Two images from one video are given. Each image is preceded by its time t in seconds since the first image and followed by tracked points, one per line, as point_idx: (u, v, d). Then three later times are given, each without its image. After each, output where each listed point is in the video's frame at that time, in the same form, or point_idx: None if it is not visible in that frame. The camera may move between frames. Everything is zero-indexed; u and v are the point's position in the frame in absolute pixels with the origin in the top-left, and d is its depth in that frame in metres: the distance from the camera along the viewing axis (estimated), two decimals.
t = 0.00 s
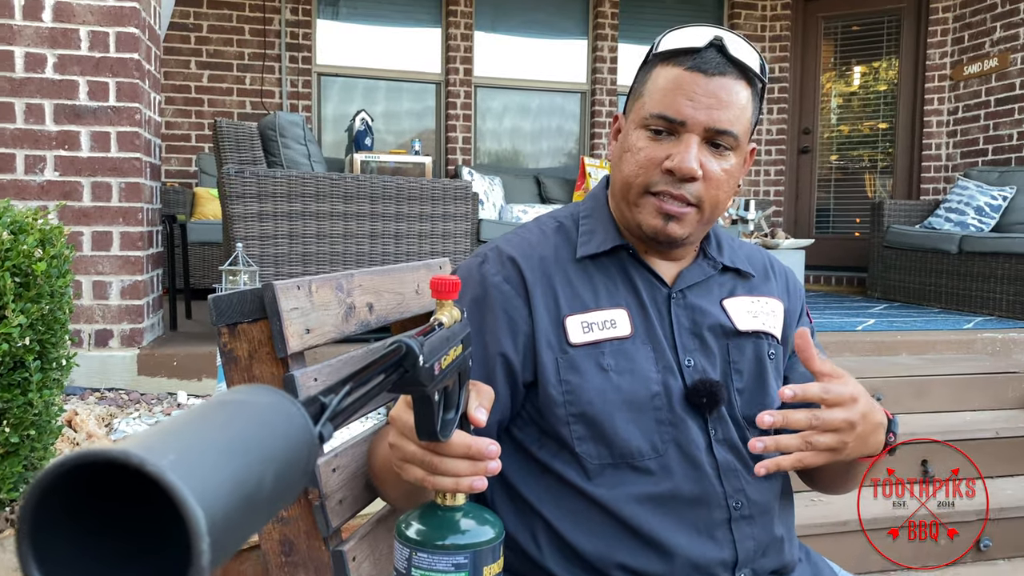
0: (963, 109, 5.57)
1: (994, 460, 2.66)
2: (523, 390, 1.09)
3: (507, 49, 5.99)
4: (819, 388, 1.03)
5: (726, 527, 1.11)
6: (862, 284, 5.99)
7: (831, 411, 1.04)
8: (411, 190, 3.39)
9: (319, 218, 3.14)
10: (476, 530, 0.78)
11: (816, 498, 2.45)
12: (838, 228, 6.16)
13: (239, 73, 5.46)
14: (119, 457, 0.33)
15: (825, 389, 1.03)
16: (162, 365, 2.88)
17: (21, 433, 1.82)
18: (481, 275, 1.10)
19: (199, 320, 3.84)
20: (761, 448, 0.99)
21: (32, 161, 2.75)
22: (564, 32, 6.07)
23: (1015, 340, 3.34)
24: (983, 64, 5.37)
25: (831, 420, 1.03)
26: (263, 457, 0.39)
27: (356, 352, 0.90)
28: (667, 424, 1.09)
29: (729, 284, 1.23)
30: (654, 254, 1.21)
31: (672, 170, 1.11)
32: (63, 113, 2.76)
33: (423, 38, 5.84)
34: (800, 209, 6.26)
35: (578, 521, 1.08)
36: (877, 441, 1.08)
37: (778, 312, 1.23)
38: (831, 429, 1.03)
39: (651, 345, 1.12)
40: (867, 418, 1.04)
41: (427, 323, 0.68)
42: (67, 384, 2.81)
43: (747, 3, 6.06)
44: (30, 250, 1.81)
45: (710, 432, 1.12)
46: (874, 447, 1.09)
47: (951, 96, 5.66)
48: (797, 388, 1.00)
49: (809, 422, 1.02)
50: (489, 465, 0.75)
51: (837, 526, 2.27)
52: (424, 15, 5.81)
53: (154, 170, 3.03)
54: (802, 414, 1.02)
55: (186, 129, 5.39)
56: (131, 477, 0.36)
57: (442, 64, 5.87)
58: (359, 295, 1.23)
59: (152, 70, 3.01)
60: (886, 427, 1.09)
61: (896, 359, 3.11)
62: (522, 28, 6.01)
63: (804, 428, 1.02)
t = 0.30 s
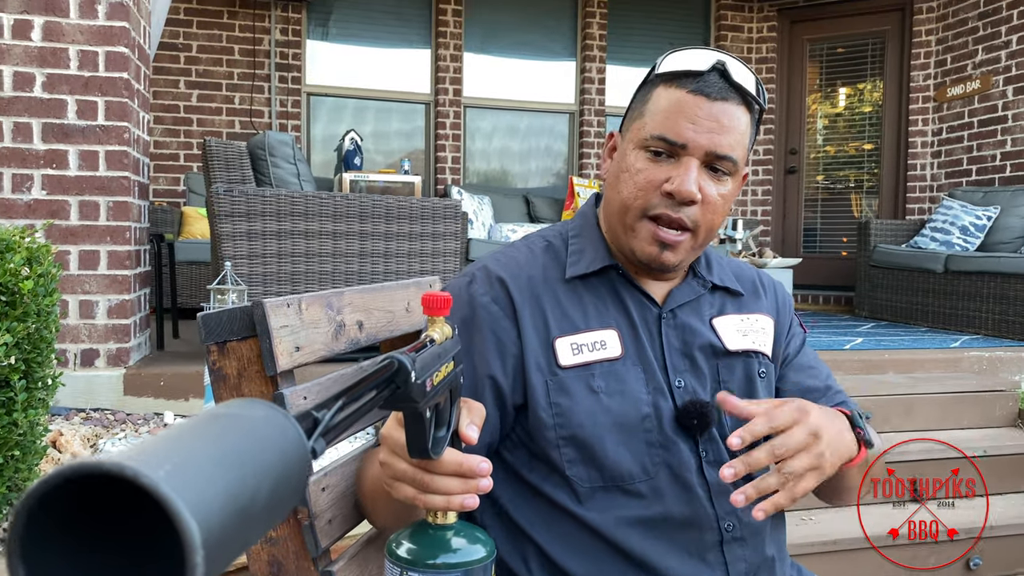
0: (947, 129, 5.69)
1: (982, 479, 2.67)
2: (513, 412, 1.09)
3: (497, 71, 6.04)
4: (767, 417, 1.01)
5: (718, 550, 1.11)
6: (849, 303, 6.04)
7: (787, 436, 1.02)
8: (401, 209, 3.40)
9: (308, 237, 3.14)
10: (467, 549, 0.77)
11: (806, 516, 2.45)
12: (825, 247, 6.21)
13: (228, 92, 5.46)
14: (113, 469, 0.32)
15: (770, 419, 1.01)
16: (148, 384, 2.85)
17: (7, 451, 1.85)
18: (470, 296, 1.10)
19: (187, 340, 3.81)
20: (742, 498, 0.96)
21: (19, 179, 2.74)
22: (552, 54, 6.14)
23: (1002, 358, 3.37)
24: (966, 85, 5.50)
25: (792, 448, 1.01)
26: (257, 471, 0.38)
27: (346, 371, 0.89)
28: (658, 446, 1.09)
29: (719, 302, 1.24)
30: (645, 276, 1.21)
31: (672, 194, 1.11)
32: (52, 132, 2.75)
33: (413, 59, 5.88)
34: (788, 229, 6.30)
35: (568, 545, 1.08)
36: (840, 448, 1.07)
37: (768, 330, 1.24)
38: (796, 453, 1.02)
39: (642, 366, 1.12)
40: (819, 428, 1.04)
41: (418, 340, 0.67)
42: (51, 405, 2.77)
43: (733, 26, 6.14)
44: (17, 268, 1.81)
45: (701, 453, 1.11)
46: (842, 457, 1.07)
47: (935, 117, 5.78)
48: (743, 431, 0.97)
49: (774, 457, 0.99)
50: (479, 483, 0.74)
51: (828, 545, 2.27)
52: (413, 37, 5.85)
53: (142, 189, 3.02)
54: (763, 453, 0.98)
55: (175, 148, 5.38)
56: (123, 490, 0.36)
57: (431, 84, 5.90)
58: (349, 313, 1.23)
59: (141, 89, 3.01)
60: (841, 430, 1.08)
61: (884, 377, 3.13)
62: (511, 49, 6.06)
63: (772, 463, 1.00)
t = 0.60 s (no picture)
0: (938, 141, 5.74)
1: (978, 486, 2.67)
2: (501, 424, 1.10)
3: (491, 83, 6.07)
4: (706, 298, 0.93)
5: (712, 558, 1.10)
6: (843, 314, 6.05)
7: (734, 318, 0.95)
8: (396, 221, 3.40)
9: (302, 248, 3.13)
10: (465, 560, 0.77)
11: (802, 527, 2.44)
12: (818, 259, 6.24)
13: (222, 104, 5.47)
14: (119, 474, 0.32)
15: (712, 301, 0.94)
16: (142, 397, 2.82)
17: None
18: (453, 309, 1.11)
19: (180, 352, 3.79)
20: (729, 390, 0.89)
21: (13, 191, 2.73)
22: (546, 67, 6.18)
23: (994, 369, 3.38)
24: (957, 98, 5.55)
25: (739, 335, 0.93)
26: (263, 476, 0.38)
27: (338, 382, 0.89)
28: (648, 454, 1.09)
29: (710, 302, 1.24)
30: (628, 282, 1.21)
31: (640, 196, 1.10)
32: (45, 144, 2.74)
33: (407, 71, 5.91)
34: (781, 240, 6.33)
35: (560, 558, 1.07)
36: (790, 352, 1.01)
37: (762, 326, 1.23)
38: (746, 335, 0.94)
39: (629, 372, 1.12)
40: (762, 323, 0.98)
41: (417, 349, 0.67)
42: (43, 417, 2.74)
43: (726, 38, 6.19)
44: (11, 280, 1.83)
45: (694, 461, 1.12)
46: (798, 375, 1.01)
47: (926, 129, 5.83)
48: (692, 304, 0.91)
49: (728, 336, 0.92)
50: (479, 493, 0.74)
51: (823, 557, 2.26)
52: (408, 49, 5.88)
53: (136, 201, 3.02)
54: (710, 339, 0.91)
55: (169, 160, 5.38)
56: (132, 494, 0.36)
57: (425, 96, 5.93)
58: (345, 322, 1.22)
59: (136, 100, 3.01)
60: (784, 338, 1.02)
61: (878, 387, 3.14)
62: (505, 61, 6.10)
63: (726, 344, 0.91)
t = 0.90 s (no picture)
0: (934, 148, 5.77)
1: (977, 486, 2.67)
2: (490, 433, 1.10)
3: (488, 90, 6.09)
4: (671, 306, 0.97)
5: (704, 567, 1.10)
6: (841, 320, 6.06)
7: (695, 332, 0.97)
8: (393, 227, 3.40)
9: (300, 255, 3.13)
10: (462, 563, 0.76)
11: (799, 534, 2.44)
12: (814, 265, 6.25)
13: (219, 111, 5.48)
14: (127, 469, 0.32)
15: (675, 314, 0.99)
16: (139, 403, 2.81)
17: None
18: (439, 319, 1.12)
19: (178, 358, 3.78)
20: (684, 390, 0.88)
21: (10, 198, 2.73)
22: (543, 74, 6.20)
23: (990, 375, 3.38)
24: (952, 105, 5.58)
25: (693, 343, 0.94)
26: (265, 476, 0.38)
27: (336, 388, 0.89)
28: (637, 462, 1.08)
29: (701, 303, 1.24)
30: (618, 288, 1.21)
31: (623, 208, 1.11)
32: (43, 150, 2.74)
33: (405, 79, 5.93)
34: (777, 247, 6.35)
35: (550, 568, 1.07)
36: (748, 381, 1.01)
37: (751, 330, 1.22)
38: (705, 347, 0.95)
39: (617, 380, 1.12)
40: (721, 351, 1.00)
41: (417, 352, 0.68)
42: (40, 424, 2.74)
43: (722, 46, 6.22)
44: (9, 286, 1.84)
45: (682, 470, 1.11)
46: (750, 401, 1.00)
47: (922, 136, 5.87)
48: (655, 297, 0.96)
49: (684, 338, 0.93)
50: (477, 496, 0.74)
51: (820, 562, 2.26)
52: (405, 56, 5.89)
53: (134, 207, 3.02)
54: (667, 343, 0.92)
55: (166, 167, 5.38)
56: (137, 493, 0.35)
57: (423, 103, 5.94)
58: (344, 327, 1.22)
59: (134, 107, 3.02)
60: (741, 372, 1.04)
61: (876, 393, 3.14)
62: (502, 69, 6.11)
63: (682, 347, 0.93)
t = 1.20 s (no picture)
0: (932, 153, 5.79)
1: (977, 486, 2.67)
2: (487, 440, 1.10)
3: (487, 96, 6.10)
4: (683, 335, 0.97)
5: (702, 571, 1.10)
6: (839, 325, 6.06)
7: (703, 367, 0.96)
8: (393, 232, 3.42)
9: (300, 259, 3.13)
10: (464, 562, 0.77)
11: (799, 537, 2.44)
12: (813, 270, 6.26)
13: (219, 117, 5.49)
14: (148, 454, 0.32)
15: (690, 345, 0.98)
16: (138, 408, 2.81)
17: None
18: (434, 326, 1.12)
19: (177, 363, 3.77)
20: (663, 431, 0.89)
21: (11, 203, 2.73)
22: (542, 79, 6.22)
23: (989, 379, 3.39)
24: (950, 111, 5.60)
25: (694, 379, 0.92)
26: (279, 465, 0.38)
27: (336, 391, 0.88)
28: (635, 467, 1.08)
29: (694, 306, 1.24)
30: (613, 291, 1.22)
31: (615, 215, 1.11)
32: (44, 155, 2.75)
33: (404, 84, 5.94)
34: (776, 252, 6.36)
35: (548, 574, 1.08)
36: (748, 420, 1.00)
37: (745, 333, 1.22)
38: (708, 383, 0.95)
39: (612, 386, 1.12)
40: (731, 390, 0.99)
41: (420, 352, 0.68)
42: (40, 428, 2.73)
43: (720, 52, 6.24)
44: (11, 289, 1.85)
45: (679, 473, 1.11)
46: (743, 434, 0.98)
47: (919, 141, 5.89)
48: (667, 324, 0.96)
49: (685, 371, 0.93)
50: (479, 495, 0.74)
51: (820, 567, 2.26)
52: (404, 62, 5.91)
53: (134, 212, 3.02)
54: (666, 370, 0.92)
55: (166, 172, 5.39)
56: (155, 480, 0.36)
57: (422, 109, 5.96)
58: (345, 330, 1.23)
59: (134, 112, 3.02)
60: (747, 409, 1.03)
61: (875, 397, 3.15)
62: (501, 74, 6.13)
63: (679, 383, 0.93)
